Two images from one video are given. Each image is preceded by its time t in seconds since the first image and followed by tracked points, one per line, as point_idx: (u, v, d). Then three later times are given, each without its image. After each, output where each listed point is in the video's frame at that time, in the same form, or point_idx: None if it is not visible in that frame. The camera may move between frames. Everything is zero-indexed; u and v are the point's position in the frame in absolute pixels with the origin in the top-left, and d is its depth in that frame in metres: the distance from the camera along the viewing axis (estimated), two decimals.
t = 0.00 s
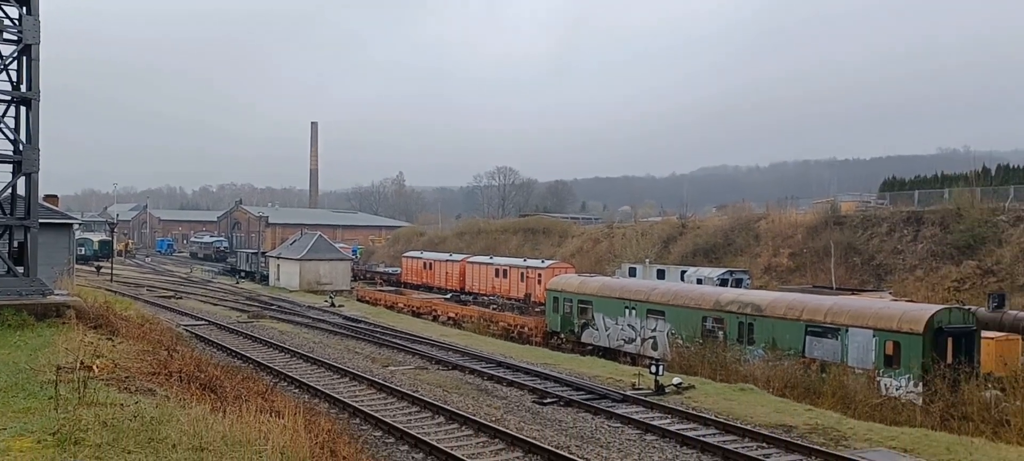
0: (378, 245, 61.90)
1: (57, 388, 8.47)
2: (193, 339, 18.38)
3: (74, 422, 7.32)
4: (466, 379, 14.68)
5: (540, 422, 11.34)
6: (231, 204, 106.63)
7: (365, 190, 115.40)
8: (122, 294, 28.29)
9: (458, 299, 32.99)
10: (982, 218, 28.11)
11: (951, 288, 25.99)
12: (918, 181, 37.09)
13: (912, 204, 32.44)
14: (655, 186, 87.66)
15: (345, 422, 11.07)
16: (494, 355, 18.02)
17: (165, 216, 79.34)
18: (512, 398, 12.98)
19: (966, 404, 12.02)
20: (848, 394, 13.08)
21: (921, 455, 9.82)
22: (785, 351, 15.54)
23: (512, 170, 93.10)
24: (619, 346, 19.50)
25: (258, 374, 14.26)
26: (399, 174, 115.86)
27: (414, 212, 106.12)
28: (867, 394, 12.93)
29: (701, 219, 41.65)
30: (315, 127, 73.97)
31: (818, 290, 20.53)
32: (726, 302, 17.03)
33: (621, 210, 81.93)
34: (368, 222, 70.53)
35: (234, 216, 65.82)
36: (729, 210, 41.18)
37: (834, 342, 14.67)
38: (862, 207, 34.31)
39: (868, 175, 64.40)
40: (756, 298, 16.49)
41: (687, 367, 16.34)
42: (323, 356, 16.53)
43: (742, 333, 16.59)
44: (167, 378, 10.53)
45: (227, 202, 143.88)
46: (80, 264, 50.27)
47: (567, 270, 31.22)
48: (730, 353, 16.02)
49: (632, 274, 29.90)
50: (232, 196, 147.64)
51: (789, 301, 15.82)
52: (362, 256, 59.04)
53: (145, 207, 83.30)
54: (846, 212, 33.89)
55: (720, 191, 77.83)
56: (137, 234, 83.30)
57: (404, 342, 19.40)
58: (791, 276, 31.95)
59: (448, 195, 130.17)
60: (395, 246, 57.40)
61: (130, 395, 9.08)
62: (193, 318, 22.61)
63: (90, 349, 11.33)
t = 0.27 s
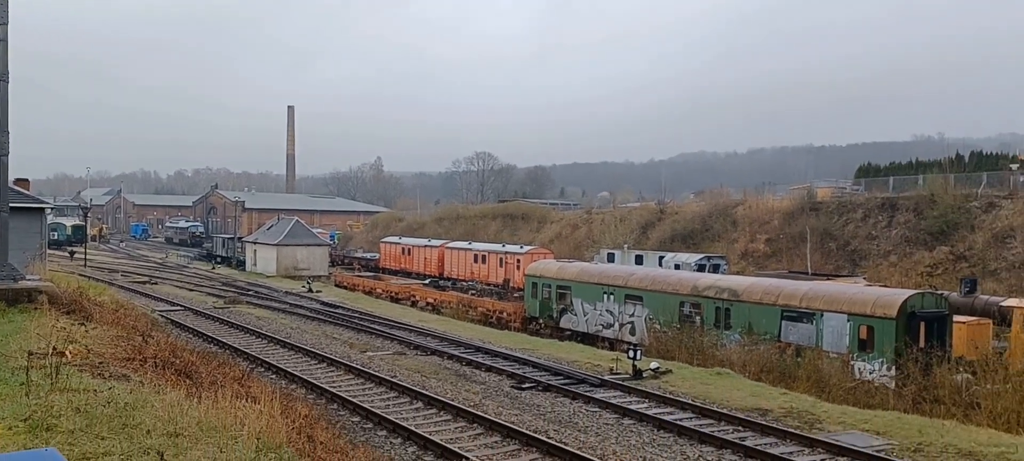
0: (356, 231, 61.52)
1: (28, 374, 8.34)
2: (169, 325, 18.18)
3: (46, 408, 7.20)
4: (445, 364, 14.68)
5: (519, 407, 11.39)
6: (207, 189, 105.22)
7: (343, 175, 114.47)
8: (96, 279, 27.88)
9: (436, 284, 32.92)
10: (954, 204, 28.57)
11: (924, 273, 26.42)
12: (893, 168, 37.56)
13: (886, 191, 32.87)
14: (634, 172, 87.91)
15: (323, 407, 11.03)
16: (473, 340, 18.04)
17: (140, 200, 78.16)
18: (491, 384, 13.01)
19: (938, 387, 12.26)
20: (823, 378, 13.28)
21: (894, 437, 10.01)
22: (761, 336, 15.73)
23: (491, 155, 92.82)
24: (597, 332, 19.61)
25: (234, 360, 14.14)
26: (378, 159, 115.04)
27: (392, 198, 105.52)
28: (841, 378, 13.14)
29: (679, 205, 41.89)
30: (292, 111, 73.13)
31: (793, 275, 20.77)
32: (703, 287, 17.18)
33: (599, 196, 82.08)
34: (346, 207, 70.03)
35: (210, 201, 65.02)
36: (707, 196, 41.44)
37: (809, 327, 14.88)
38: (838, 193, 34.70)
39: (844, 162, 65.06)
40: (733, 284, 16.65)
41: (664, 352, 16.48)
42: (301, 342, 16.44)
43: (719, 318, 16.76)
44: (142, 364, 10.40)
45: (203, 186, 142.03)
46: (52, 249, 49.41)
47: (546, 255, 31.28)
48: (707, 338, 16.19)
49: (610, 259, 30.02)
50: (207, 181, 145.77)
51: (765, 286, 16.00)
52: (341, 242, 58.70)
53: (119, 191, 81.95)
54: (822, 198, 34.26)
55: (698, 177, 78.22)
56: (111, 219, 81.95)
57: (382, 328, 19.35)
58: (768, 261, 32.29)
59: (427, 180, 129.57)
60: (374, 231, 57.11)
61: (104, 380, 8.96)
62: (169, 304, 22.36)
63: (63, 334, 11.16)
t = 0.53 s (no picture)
0: (344, 220, 61.28)
1: (12, 363, 8.27)
2: (155, 314, 18.07)
3: (31, 398, 7.16)
4: (433, 353, 14.69)
5: (507, 395, 11.42)
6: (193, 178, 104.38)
7: (331, 164, 113.88)
8: (81, 268, 27.65)
9: (425, 274, 32.89)
10: (940, 193, 28.83)
11: (910, 262, 26.66)
12: (879, 157, 37.81)
13: (873, 180, 33.10)
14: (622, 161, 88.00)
15: (310, 396, 11.02)
16: (461, 329, 18.05)
17: (125, 189, 77.45)
18: (479, 372, 13.03)
19: (922, 374, 12.40)
20: (809, 366, 13.40)
21: (879, 424, 10.13)
22: (748, 324, 15.83)
23: (479, 144, 92.59)
24: (585, 320, 19.67)
25: (221, 349, 14.09)
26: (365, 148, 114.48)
27: (380, 187, 105.13)
28: (827, 366, 13.27)
29: (667, 194, 42.00)
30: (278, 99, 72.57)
31: (780, 264, 20.89)
32: (691, 276, 17.26)
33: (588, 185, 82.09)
34: (333, 196, 69.72)
35: (196, 189, 64.53)
36: (695, 185, 41.57)
37: (796, 315, 14.99)
38: (825, 182, 34.91)
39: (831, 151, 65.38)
40: (720, 272, 16.73)
41: (652, 340, 16.55)
42: (288, 331, 16.39)
43: (706, 307, 16.84)
44: (128, 353, 10.34)
45: (189, 175, 140.91)
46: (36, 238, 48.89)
47: (535, 244, 31.31)
48: (694, 327, 16.27)
49: (599, 248, 30.07)
50: (193, 169, 144.65)
51: (752, 275, 16.10)
52: (328, 231, 58.47)
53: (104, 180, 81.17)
54: (809, 187, 34.46)
55: (686, 166, 78.39)
56: (96, 208, 81.17)
57: (370, 317, 19.32)
58: (755, 250, 32.48)
59: (415, 169, 129.18)
60: (362, 220, 56.92)
61: (89, 369, 8.90)
62: (155, 293, 22.23)
63: (48, 323, 11.07)
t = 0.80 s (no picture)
0: (337, 214, 61.14)
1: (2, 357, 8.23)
2: (148, 308, 18.02)
3: (23, 391, 7.13)
4: (427, 347, 14.69)
5: (501, 388, 11.44)
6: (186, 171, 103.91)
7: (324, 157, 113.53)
8: (72, 261, 27.53)
9: (418, 267, 32.86)
10: (932, 186, 28.95)
11: (902, 255, 26.78)
12: (872, 150, 37.93)
13: (866, 173, 33.20)
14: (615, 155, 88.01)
15: (303, 390, 11.01)
16: (455, 323, 18.05)
17: (118, 183, 77.04)
18: (473, 366, 13.04)
19: (914, 367, 12.47)
20: (802, 359, 13.46)
21: (871, 416, 10.19)
22: (741, 317, 15.88)
23: (473, 137, 92.42)
24: (579, 314, 19.70)
25: (214, 343, 14.05)
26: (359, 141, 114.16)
27: (374, 180, 104.87)
28: (819, 358, 13.33)
29: (661, 187, 42.04)
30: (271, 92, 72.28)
31: (773, 257, 20.95)
32: (684, 269, 17.30)
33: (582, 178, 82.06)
34: (327, 190, 69.53)
35: (189, 183, 64.25)
36: (688, 179, 41.62)
37: (788, 308, 15.04)
38: (818, 176, 35.00)
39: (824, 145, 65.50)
40: (714, 266, 16.77)
41: (645, 333, 16.58)
42: (282, 325, 16.35)
43: (700, 300, 16.89)
44: (120, 347, 10.30)
45: (181, 168, 140.26)
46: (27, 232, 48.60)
47: (528, 238, 31.32)
48: (687, 320, 16.32)
49: (592, 242, 30.09)
50: (186, 163, 143.99)
51: (745, 268, 16.14)
52: (322, 224, 58.33)
53: (97, 173, 80.77)
54: (802, 180, 34.54)
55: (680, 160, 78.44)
56: (88, 201, 80.73)
57: (363, 310, 19.31)
58: (748, 243, 32.57)
59: (408, 163, 128.89)
60: (355, 214, 56.80)
61: (80, 363, 8.86)
62: (148, 287, 22.16)
63: (39, 317, 11.01)
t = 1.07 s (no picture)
0: (331, 209, 61.01)
1: None
2: (142, 304, 17.96)
3: (16, 388, 7.10)
4: (421, 342, 14.68)
5: (495, 383, 11.45)
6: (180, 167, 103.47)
7: (318, 152, 113.20)
8: (66, 257, 27.41)
9: (413, 262, 32.83)
10: (926, 180, 29.05)
11: (896, 249, 26.88)
12: (866, 145, 38.03)
13: (859, 168, 33.29)
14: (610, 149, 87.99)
15: (298, 385, 10.99)
16: (449, 318, 18.04)
17: (111, 178, 76.67)
18: (467, 360, 13.04)
19: (907, 360, 12.53)
20: (795, 353, 13.51)
21: (864, 410, 10.24)
22: (735, 311, 15.92)
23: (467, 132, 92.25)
24: (573, 308, 19.71)
25: (209, 338, 14.01)
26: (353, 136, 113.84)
27: (368, 176, 104.62)
28: (813, 352, 13.38)
29: (655, 182, 42.07)
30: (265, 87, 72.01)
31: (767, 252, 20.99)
32: (679, 263, 17.33)
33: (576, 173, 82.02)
34: (321, 185, 69.36)
35: (182, 178, 64.01)
36: (683, 173, 41.64)
37: (783, 302, 15.09)
38: (812, 170, 35.07)
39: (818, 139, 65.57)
40: (708, 260, 16.81)
41: (640, 328, 16.61)
42: (276, 320, 16.32)
43: (694, 294, 16.92)
44: (114, 343, 10.27)
45: (175, 163, 139.68)
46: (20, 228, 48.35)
47: (523, 233, 31.33)
48: (682, 314, 16.35)
49: (587, 237, 30.11)
50: (180, 158, 143.43)
51: (740, 263, 16.18)
52: (316, 220, 58.17)
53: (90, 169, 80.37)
54: (796, 175, 34.61)
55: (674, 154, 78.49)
56: (82, 197, 80.33)
57: (358, 305, 19.29)
58: (743, 238, 32.65)
59: (402, 158, 128.64)
60: (349, 209, 56.70)
61: (73, 359, 8.82)
62: (142, 282, 22.07)
63: (33, 313, 10.97)
